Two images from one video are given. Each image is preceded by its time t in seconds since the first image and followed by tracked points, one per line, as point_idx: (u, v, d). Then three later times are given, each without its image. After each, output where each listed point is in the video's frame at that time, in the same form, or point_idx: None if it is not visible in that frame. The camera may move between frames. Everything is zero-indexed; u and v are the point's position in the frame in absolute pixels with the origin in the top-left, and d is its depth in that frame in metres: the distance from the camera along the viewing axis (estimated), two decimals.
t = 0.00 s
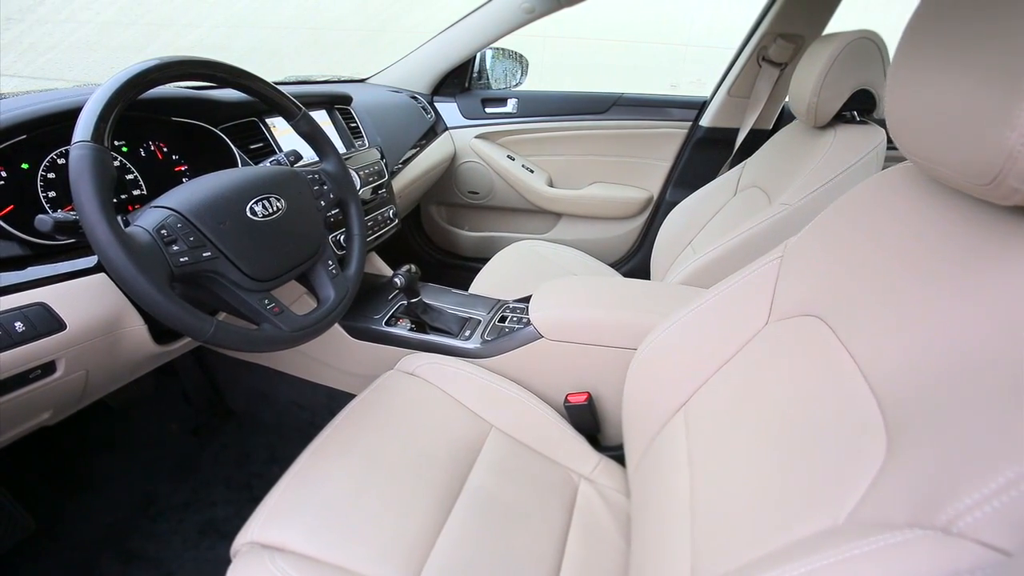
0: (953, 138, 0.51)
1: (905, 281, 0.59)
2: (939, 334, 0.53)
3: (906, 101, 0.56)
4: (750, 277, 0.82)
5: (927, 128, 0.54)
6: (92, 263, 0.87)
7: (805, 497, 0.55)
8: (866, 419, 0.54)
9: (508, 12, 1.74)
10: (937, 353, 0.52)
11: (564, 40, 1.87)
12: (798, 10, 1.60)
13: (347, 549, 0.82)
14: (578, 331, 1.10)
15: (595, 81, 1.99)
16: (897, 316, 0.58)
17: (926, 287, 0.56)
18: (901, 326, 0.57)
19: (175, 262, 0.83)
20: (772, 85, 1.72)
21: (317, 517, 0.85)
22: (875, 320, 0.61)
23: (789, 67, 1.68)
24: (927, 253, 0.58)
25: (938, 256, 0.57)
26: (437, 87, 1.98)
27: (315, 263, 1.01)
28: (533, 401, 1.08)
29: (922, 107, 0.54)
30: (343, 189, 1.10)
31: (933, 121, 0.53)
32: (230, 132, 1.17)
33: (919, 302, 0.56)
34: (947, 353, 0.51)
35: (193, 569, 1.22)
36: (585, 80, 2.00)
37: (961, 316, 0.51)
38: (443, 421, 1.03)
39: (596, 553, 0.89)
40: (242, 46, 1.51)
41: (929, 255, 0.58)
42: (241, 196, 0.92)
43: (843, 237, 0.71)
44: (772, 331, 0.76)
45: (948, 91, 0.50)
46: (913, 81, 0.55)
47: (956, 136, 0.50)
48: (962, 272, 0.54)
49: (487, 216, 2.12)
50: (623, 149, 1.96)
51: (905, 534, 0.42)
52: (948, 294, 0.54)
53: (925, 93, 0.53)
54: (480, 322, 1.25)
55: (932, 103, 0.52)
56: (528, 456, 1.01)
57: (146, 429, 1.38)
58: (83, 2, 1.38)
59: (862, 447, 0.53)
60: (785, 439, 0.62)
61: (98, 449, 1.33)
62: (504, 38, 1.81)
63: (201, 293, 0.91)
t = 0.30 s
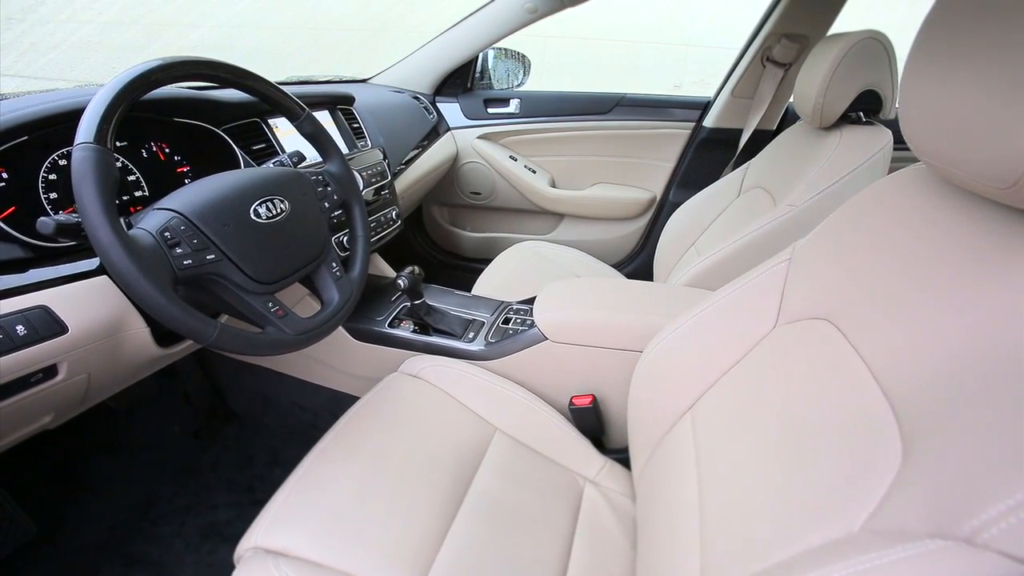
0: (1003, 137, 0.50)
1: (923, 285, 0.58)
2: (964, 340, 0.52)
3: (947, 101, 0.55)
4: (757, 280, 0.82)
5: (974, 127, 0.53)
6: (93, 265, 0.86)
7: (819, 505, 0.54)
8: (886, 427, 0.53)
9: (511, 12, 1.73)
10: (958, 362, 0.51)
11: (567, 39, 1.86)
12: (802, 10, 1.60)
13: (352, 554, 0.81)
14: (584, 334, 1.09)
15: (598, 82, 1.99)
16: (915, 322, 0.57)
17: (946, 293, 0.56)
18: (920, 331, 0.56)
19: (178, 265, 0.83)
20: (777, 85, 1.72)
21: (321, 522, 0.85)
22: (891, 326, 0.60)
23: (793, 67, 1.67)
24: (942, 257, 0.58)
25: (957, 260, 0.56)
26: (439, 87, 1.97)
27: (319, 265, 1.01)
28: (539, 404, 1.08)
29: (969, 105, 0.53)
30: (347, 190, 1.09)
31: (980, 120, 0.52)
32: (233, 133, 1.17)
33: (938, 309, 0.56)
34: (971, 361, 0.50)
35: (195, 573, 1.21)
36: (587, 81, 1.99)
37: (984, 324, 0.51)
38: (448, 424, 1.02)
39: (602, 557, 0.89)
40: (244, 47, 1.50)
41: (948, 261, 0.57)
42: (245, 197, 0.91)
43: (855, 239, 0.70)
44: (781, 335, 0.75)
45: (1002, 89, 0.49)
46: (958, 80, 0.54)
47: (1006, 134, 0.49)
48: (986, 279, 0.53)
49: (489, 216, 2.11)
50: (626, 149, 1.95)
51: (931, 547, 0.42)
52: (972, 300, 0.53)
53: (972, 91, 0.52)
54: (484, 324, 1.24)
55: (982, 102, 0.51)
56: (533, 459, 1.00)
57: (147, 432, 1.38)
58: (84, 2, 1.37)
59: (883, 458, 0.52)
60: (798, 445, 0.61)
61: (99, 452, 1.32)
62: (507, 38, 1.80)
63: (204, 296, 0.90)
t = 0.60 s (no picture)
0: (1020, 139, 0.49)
1: (939, 291, 0.57)
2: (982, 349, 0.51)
3: (964, 102, 0.54)
4: (765, 282, 0.81)
5: (990, 128, 0.52)
6: (95, 268, 0.86)
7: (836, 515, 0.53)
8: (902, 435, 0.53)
9: (514, 13, 1.72)
10: (978, 371, 0.50)
11: (570, 40, 1.85)
12: (807, 11, 1.60)
13: (357, 560, 0.80)
14: (589, 336, 1.08)
15: (601, 82, 1.98)
16: (932, 328, 0.57)
17: (964, 300, 0.55)
18: (937, 337, 0.56)
19: (182, 268, 0.82)
20: (781, 85, 1.71)
21: (327, 527, 0.84)
22: (906, 332, 0.59)
23: (798, 68, 1.67)
24: (960, 262, 0.57)
25: (974, 266, 0.56)
26: (441, 87, 1.97)
27: (323, 267, 1.00)
28: (545, 407, 1.07)
29: (987, 107, 0.52)
30: (351, 192, 1.08)
31: (997, 123, 0.51)
32: (236, 134, 1.16)
33: (955, 316, 0.55)
34: (993, 370, 0.49)
35: None
36: (590, 81, 1.98)
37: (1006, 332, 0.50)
38: (452, 426, 1.01)
39: (609, 561, 0.88)
40: (246, 47, 1.49)
41: (965, 266, 0.57)
42: (249, 199, 0.91)
43: (866, 243, 0.69)
44: (791, 337, 0.74)
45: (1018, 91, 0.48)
46: (974, 81, 0.53)
47: None
48: (1005, 286, 0.52)
49: (491, 217, 2.10)
50: (629, 150, 1.95)
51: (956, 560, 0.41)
52: (991, 308, 0.52)
53: (989, 93, 0.51)
54: (487, 325, 1.23)
55: (999, 103, 0.51)
56: (539, 463, 0.99)
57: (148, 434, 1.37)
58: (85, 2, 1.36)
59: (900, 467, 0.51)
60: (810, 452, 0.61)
61: (101, 455, 1.31)
62: (509, 38, 1.79)
63: (208, 299, 0.89)
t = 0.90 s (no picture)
0: None
1: (955, 297, 0.57)
2: (1005, 356, 0.50)
3: (988, 106, 0.54)
4: (773, 284, 0.80)
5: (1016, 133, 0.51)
6: (96, 270, 0.85)
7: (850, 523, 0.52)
8: (922, 444, 0.52)
9: (517, 12, 1.71)
10: (997, 378, 0.49)
11: (573, 40, 1.84)
12: (812, 11, 1.59)
13: (362, 565, 0.79)
14: (594, 338, 1.07)
15: (604, 82, 1.97)
16: (950, 333, 0.56)
17: (983, 306, 0.54)
18: (953, 343, 0.55)
19: (185, 271, 0.81)
20: (786, 84, 1.70)
21: (331, 531, 0.83)
22: (922, 337, 0.58)
23: (802, 68, 1.67)
24: (975, 267, 0.56)
25: (993, 270, 0.55)
26: (443, 88, 1.96)
27: (327, 269, 0.99)
28: (549, 410, 1.06)
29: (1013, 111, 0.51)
30: (354, 193, 1.07)
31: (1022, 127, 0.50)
32: (238, 135, 1.15)
33: (976, 321, 0.54)
34: (1015, 378, 0.48)
35: None
36: (593, 82, 1.98)
37: None
38: (456, 429, 1.01)
39: (615, 564, 0.87)
40: (248, 47, 1.49)
41: (982, 270, 0.56)
42: (252, 201, 0.90)
43: (877, 246, 0.68)
44: (800, 341, 0.74)
45: None
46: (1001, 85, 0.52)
47: None
48: None
49: (494, 218, 2.09)
50: (632, 150, 1.94)
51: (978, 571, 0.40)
52: (1011, 313, 0.52)
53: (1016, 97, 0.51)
54: (491, 327, 1.23)
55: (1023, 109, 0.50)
56: (544, 466, 0.99)
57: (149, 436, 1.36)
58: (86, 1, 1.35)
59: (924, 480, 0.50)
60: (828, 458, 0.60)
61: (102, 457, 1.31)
62: (512, 38, 1.78)
63: (211, 302, 0.88)
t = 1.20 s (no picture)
0: None
1: (966, 300, 0.56)
2: (1021, 361, 0.50)
3: (998, 106, 0.53)
4: (778, 286, 0.80)
5: None
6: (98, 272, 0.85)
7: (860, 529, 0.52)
8: (937, 451, 0.51)
9: (519, 12, 1.71)
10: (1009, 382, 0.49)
11: (575, 40, 1.84)
12: (815, 11, 1.59)
13: (366, 568, 0.79)
14: (597, 339, 1.07)
15: (606, 82, 1.96)
16: (961, 337, 0.55)
17: (995, 309, 0.53)
18: (963, 347, 0.55)
19: (188, 273, 0.81)
20: (788, 86, 1.71)
21: (334, 534, 0.83)
22: (931, 341, 0.58)
23: (805, 68, 1.66)
24: (985, 270, 0.56)
25: (1003, 273, 0.54)
26: (445, 88, 1.95)
27: (330, 270, 0.99)
28: (552, 412, 1.06)
29: None
30: (357, 193, 1.07)
31: None
32: (240, 135, 1.15)
33: (987, 324, 0.53)
34: None
35: None
36: (595, 82, 1.97)
37: None
38: (459, 431, 1.00)
39: (619, 567, 0.87)
40: (249, 47, 1.48)
41: (994, 273, 0.55)
42: (255, 203, 0.89)
43: (884, 248, 0.68)
44: (806, 343, 0.73)
45: None
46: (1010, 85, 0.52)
47: None
48: None
49: (495, 218, 2.09)
50: (634, 151, 1.93)
51: None
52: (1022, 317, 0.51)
53: None
54: (493, 328, 1.22)
55: None
56: (547, 468, 0.98)
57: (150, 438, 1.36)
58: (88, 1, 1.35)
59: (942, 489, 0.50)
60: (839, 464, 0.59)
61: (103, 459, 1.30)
62: (514, 38, 1.77)
63: (214, 304, 0.88)
